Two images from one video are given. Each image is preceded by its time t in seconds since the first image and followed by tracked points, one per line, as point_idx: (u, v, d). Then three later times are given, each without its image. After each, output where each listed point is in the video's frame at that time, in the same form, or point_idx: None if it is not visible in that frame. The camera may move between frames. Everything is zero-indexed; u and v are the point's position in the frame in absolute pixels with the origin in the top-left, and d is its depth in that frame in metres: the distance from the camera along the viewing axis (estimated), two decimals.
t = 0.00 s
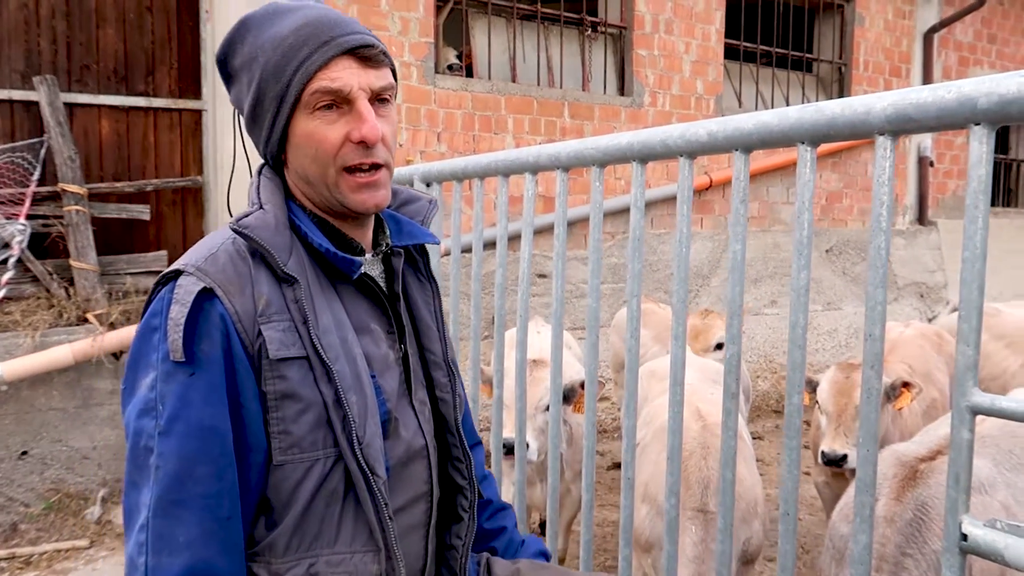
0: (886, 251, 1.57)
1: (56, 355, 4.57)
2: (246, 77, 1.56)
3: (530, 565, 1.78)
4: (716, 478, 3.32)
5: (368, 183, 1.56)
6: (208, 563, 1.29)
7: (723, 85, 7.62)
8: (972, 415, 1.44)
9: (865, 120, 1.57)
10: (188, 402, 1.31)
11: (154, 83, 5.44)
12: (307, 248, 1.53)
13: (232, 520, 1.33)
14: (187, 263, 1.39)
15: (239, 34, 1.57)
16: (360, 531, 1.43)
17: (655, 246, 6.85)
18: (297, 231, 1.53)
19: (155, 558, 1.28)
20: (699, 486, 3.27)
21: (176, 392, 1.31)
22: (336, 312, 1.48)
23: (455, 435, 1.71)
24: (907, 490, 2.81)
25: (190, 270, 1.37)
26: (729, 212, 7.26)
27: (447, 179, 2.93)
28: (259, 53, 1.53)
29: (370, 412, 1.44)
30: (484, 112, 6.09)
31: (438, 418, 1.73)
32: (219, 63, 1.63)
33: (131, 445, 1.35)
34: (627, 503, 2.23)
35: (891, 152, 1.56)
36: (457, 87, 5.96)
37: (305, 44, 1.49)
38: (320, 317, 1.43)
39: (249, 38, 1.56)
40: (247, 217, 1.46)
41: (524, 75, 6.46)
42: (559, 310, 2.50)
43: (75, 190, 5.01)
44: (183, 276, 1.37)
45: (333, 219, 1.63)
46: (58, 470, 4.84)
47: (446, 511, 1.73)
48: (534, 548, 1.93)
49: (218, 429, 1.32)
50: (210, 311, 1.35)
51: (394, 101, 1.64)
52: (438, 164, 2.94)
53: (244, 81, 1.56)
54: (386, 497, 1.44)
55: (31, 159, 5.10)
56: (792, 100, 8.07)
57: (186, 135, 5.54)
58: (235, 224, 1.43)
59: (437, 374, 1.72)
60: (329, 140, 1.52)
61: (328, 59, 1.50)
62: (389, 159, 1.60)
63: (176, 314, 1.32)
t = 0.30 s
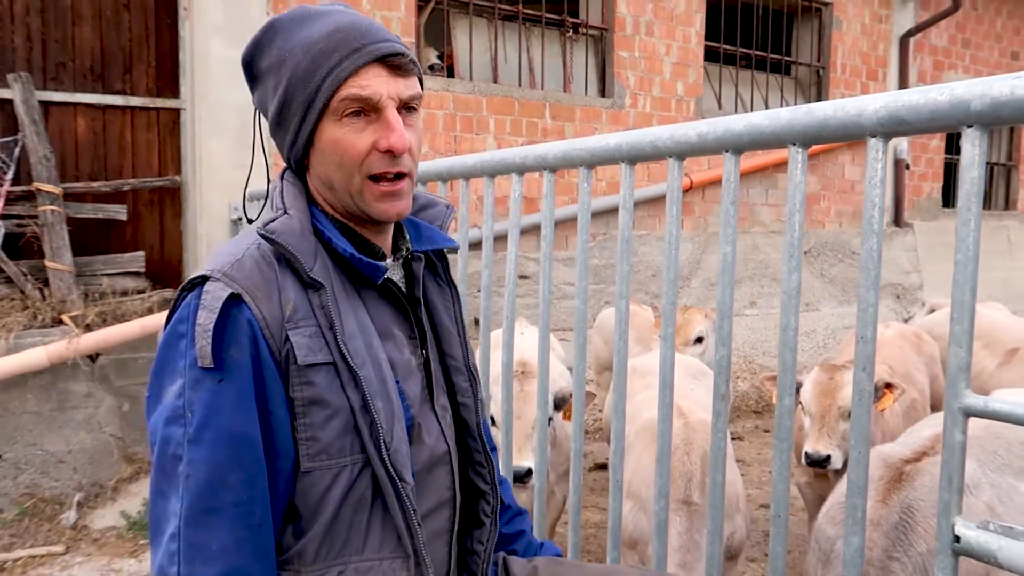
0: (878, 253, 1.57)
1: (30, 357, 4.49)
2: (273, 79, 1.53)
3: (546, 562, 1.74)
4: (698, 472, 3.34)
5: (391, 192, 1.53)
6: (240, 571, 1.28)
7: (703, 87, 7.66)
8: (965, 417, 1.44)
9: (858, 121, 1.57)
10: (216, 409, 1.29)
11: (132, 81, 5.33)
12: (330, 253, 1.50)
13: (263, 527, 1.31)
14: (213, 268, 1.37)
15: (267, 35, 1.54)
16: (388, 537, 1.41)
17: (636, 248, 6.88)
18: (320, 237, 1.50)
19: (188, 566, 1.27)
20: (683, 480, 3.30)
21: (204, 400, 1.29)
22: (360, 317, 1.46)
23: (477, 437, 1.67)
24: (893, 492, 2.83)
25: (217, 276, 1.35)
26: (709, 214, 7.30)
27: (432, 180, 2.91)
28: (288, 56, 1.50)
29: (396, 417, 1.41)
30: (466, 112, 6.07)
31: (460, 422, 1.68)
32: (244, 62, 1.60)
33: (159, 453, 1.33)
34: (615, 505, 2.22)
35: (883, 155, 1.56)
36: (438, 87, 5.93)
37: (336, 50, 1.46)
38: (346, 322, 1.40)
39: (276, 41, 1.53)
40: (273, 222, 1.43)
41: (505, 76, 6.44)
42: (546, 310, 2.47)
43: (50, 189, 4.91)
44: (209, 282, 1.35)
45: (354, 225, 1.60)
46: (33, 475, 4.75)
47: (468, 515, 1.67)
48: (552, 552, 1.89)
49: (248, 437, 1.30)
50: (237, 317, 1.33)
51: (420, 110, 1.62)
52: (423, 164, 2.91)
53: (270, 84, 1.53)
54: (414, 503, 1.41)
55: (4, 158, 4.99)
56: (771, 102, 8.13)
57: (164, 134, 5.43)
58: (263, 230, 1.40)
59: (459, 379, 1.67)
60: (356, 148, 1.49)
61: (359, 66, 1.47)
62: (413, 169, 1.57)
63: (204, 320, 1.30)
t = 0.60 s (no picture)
0: (854, 253, 1.58)
1: None
2: (298, 81, 1.49)
3: (558, 560, 1.73)
4: (668, 465, 3.39)
5: (414, 202, 1.51)
6: None
7: (671, 88, 7.71)
8: (941, 415, 1.46)
9: (834, 123, 1.58)
10: (240, 417, 1.26)
11: (92, 78, 5.20)
12: (348, 259, 1.47)
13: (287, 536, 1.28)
14: (233, 275, 1.34)
15: (294, 35, 1.49)
16: (409, 543, 1.38)
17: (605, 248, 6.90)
18: (336, 243, 1.47)
19: None
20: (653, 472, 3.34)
21: (227, 408, 1.26)
22: (378, 322, 1.44)
23: (491, 437, 1.63)
24: (865, 492, 2.88)
25: (238, 283, 1.32)
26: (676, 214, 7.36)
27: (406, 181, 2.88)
28: (316, 59, 1.46)
29: (416, 423, 1.39)
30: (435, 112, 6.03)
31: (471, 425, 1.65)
32: (265, 59, 1.55)
33: (180, 462, 1.30)
34: (592, 506, 2.21)
35: (859, 156, 1.57)
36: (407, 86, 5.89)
37: (367, 58, 1.43)
38: (366, 328, 1.38)
39: (303, 42, 1.49)
40: (293, 228, 1.40)
41: (474, 76, 6.41)
42: (520, 311, 2.45)
43: (7, 188, 4.76)
44: (230, 290, 1.32)
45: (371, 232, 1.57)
46: None
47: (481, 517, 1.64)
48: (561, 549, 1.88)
49: (272, 445, 1.27)
50: (258, 325, 1.30)
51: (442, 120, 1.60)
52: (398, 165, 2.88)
53: (295, 86, 1.49)
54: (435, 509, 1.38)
55: None
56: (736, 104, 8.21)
57: (126, 132, 5.31)
58: (284, 236, 1.37)
59: (472, 380, 1.64)
60: (381, 156, 1.46)
61: (391, 76, 1.44)
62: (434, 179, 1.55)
63: (226, 328, 1.27)
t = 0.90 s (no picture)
0: (812, 251, 1.62)
1: None
2: (264, 79, 1.46)
3: (530, 561, 1.72)
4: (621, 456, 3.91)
5: (383, 202, 1.49)
6: None
7: (625, 90, 7.78)
8: (896, 409, 1.50)
9: (793, 123, 1.61)
10: (202, 421, 1.23)
11: (35, 74, 5.02)
12: (312, 259, 1.44)
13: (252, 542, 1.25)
14: (193, 276, 1.31)
15: (258, 32, 1.47)
16: (376, 545, 1.37)
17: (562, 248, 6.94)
18: (300, 242, 1.44)
19: None
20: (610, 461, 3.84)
21: (188, 412, 1.23)
22: (343, 322, 1.41)
23: (457, 438, 1.63)
24: (819, 484, 2.98)
25: (198, 284, 1.29)
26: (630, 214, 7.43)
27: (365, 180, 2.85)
28: (282, 56, 1.43)
29: (382, 423, 1.37)
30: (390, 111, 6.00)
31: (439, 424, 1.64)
32: (228, 56, 1.52)
33: (140, 468, 1.27)
34: (555, 504, 2.22)
35: (816, 155, 1.60)
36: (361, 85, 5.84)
37: (335, 55, 1.41)
38: (330, 328, 1.35)
39: (268, 39, 1.46)
40: (257, 227, 1.37)
41: (430, 75, 6.38)
42: (482, 311, 2.44)
43: None
44: (191, 291, 1.28)
45: (337, 231, 1.55)
46: None
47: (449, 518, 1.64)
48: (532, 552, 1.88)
49: (235, 449, 1.24)
50: (220, 327, 1.27)
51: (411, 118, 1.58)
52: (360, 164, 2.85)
53: (261, 84, 1.47)
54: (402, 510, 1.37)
55: None
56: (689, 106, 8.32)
57: (72, 130, 5.14)
58: (246, 235, 1.34)
59: (438, 380, 1.64)
60: (350, 157, 1.44)
61: (360, 74, 1.42)
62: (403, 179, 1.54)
63: (187, 330, 1.24)
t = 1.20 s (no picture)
0: (764, 250, 1.65)
1: None
2: (152, 71, 1.43)
3: (461, 563, 1.71)
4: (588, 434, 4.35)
5: (292, 183, 1.46)
6: None
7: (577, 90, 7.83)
8: (845, 403, 1.53)
9: (746, 124, 1.64)
10: (101, 426, 1.20)
11: None
12: (225, 254, 1.42)
13: (156, 551, 1.23)
14: (93, 274, 1.28)
15: (140, 24, 1.43)
16: (295, 550, 1.35)
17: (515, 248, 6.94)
18: (214, 237, 1.42)
19: None
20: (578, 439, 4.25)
21: (87, 417, 1.21)
22: (261, 320, 1.39)
23: (386, 440, 1.61)
24: (773, 479, 3.08)
25: (98, 282, 1.26)
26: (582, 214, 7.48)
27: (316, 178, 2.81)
28: (166, 46, 1.40)
29: (302, 425, 1.36)
30: (341, 109, 5.94)
31: (367, 425, 1.62)
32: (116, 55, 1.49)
33: (36, 476, 1.23)
34: (512, 504, 2.22)
35: (768, 156, 1.63)
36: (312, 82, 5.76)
37: (219, 37, 1.38)
38: (245, 327, 1.33)
39: (152, 30, 1.43)
40: (161, 223, 1.34)
41: (381, 73, 6.33)
42: (439, 310, 2.43)
43: None
44: (90, 289, 1.25)
45: (251, 222, 1.53)
46: None
47: (378, 520, 1.62)
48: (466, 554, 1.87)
49: (137, 455, 1.21)
50: (122, 327, 1.24)
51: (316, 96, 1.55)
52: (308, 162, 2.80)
53: (149, 77, 1.43)
54: (321, 514, 1.36)
55: None
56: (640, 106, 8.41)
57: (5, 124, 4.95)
58: (149, 231, 1.31)
59: (365, 380, 1.61)
60: (251, 142, 1.42)
61: (247, 54, 1.39)
62: (313, 158, 1.51)
63: (84, 331, 1.21)
